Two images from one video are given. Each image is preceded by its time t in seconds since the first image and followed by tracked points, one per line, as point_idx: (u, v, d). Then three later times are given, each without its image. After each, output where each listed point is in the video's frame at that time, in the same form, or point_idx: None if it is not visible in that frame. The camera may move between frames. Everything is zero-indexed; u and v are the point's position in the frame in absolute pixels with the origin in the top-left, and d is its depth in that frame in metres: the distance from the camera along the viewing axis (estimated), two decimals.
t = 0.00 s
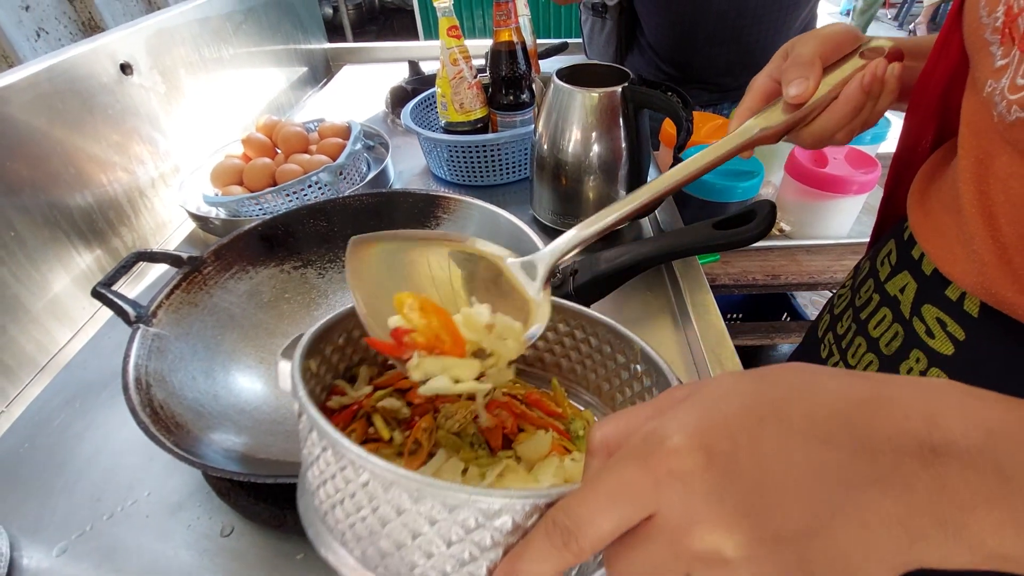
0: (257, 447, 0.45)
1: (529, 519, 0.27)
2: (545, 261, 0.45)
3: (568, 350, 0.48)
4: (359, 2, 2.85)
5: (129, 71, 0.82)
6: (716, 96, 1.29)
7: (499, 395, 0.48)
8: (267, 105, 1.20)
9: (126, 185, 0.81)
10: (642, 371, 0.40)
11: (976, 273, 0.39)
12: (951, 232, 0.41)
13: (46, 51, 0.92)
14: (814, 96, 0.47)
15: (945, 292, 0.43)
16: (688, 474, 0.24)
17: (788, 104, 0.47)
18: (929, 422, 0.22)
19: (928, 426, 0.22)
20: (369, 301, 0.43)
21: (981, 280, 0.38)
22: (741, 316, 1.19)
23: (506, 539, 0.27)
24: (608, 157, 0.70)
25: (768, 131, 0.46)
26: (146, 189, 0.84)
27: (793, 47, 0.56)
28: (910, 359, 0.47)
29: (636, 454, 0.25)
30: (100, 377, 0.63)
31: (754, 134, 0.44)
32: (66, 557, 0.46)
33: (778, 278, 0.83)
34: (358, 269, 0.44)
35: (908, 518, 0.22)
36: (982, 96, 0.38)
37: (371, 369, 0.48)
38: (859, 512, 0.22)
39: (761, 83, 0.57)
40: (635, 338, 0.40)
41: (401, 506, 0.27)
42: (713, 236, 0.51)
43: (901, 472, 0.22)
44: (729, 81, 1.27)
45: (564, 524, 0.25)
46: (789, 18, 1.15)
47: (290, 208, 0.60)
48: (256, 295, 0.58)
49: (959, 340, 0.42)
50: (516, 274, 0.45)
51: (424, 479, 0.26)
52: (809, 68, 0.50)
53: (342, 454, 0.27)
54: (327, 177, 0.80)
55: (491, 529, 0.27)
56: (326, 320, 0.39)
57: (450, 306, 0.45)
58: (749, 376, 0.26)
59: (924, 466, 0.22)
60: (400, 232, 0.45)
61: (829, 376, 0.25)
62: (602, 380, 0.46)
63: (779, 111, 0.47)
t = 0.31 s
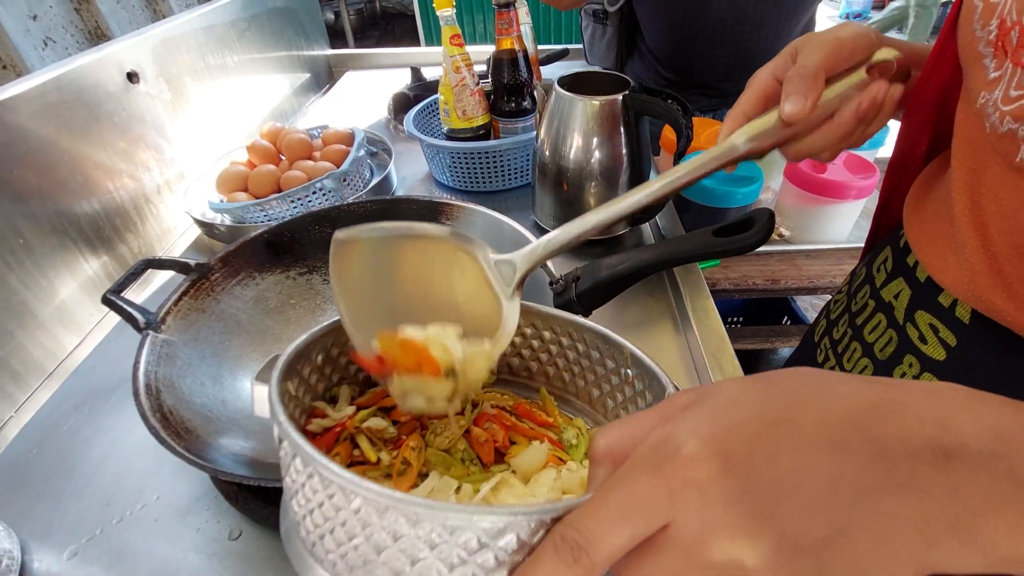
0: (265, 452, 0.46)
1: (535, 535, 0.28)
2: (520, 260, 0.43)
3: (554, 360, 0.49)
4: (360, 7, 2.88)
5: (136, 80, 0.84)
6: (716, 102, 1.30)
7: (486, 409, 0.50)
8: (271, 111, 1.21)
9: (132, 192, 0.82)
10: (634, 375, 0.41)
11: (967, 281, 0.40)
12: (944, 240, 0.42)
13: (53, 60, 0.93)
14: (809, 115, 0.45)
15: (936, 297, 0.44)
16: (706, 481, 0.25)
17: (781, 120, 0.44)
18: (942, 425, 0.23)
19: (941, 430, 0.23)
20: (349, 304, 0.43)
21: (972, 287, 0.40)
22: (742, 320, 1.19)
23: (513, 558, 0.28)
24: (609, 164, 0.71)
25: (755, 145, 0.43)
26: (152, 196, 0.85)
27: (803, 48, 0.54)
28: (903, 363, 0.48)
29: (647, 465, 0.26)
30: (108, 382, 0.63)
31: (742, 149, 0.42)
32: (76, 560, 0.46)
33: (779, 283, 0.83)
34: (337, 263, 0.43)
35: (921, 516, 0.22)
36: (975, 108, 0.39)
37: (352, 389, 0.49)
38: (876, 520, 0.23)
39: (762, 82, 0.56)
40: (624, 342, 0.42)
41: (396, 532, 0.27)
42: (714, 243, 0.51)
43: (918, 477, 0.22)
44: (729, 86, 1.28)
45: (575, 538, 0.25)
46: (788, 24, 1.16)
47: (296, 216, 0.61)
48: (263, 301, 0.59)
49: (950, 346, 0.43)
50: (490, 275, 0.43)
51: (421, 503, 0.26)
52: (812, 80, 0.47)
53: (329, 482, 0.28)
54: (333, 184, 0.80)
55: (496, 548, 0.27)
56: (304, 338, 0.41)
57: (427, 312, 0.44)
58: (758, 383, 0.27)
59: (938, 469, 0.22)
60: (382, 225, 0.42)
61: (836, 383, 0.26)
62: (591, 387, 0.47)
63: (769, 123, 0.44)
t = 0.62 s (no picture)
0: (272, 447, 0.46)
1: (548, 443, 0.28)
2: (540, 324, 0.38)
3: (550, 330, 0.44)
4: (360, 8, 2.88)
5: (139, 80, 0.84)
6: (716, 101, 1.31)
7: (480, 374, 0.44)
8: (273, 111, 1.22)
9: (136, 192, 0.82)
10: (633, 336, 0.38)
11: (963, 280, 0.40)
12: (941, 240, 0.43)
13: (57, 60, 0.94)
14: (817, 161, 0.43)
15: (936, 297, 0.44)
16: (693, 385, 0.26)
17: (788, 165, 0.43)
18: (911, 347, 0.27)
19: (910, 351, 0.27)
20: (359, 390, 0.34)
21: (968, 286, 0.40)
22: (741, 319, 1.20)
23: (527, 465, 0.28)
24: (609, 163, 0.71)
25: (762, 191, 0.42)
26: (156, 195, 0.86)
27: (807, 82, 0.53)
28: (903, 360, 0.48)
29: (644, 361, 0.28)
30: (113, 380, 0.64)
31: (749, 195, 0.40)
32: (83, 556, 0.47)
33: (779, 282, 0.84)
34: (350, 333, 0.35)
35: (893, 434, 0.26)
36: (971, 109, 0.40)
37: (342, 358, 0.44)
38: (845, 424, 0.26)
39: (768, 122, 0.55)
40: (624, 305, 0.38)
41: (426, 444, 0.27)
42: (712, 243, 0.52)
43: (881, 386, 0.26)
44: (729, 86, 1.29)
45: (581, 433, 0.26)
46: (788, 24, 1.17)
47: (300, 216, 0.62)
48: (267, 300, 0.60)
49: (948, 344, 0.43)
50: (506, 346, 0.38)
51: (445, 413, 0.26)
52: (817, 125, 0.45)
53: (364, 402, 0.27)
54: (335, 183, 0.81)
55: (512, 456, 0.27)
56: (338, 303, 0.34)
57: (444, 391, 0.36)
58: (750, 308, 0.29)
59: (903, 381, 0.26)
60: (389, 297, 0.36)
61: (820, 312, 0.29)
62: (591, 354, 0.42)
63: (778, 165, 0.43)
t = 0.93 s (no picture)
0: (272, 453, 0.46)
1: (537, 456, 0.28)
2: (535, 299, 0.39)
3: (570, 316, 0.45)
4: (359, 8, 2.89)
5: (139, 83, 0.84)
6: (715, 102, 1.31)
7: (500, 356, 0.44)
8: (273, 113, 1.22)
9: (136, 195, 0.82)
10: (644, 330, 0.38)
11: (957, 285, 0.41)
12: (937, 244, 0.43)
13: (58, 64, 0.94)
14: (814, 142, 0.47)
15: (928, 300, 0.44)
16: (683, 403, 0.26)
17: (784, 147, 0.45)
18: (910, 367, 0.26)
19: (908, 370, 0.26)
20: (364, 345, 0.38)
21: (962, 290, 0.40)
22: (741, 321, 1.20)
23: (516, 475, 0.28)
24: (609, 166, 0.71)
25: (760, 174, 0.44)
26: (156, 198, 0.86)
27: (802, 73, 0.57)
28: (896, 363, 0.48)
29: (635, 386, 0.27)
30: (115, 384, 0.64)
31: (747, 175, 0.42)
32: (85, 560, 0.47)
33: (778, 284, 0.84)
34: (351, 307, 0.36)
35: (888, 455, 0.26)
36: (966, 115, 0.40)
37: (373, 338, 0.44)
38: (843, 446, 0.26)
39: (765, 108, 0.58)
40: (636, 297, 0.38)
41: (418, 447, 0.27)
42: (711, 247, 0.52)
43: (883, 408, 0.26)
44: (728, 88, 1.29)
45: (570, 453, 0.26)
46: (787, 26, 1.17)
47: (299, 219, 0.62)
48: (267, 304, 0.60)
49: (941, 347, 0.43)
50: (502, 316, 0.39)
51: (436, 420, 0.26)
52: (813, 110, 0.49)
53: (359, 401, 0.28)
54: (335, 186, 0.81)
55: (502, 465, 0.27)
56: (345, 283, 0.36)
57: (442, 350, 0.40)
58: (743, 323, 0.28)
59: (904, 404, 0.26)
60: (397, 270, 0.37)
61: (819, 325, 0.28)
62: (605, 343, 0.43)
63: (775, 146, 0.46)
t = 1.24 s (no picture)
0: (274, 460, 0.47)
1: (536, 508, 0.29)
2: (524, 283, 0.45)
3: (558, 336, 0.50)
4: (360, 11, 2.91)
5: (142, 89, 0.85)
6: (715, 107, 1.32)
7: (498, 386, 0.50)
8: (275, 118, 1.23)
9: (138, 201, 0.83)
10: (632, 350, 0.42)
11: (947, 293, 0.41)
12: (927, 252, 0.44)
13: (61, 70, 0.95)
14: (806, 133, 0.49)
15: (918, 306, 0.45)
16: (683, 459, 0.25)
17: (777, 138, 0.49)
18: (905, 411, 0.24)
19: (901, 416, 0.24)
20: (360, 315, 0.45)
21: (951, 298, 0.41)
22: (741, 324, 1.20)
23: (516, 529, 0.29)
24: (609, 171, 0.72)
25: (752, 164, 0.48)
26: (158, 203, 0.86)
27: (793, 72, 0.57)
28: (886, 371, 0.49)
29: (632, 440, 0.26)
30: (117, 390, 0.65)
31: (738, 166, 0.46)
32: (89, 565, 0.47)
33: (776, 288, 0.84)
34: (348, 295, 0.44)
35: (887, 505, 0.24)
36: (960, 126, 0.41)
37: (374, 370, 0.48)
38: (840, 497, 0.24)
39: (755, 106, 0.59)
40: (622, 319, 0.42)
41: (416, 511, 0.29)
42: (708, 256, 0.52)
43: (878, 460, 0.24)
44: (728, 92, 1.29)
45: (570, 510, 0.27)
46: (787, 30, 1.18)
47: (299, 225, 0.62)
48: (269, 310, 0.60)
49: (930, 354, 0.44)
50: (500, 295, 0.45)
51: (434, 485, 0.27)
52: (803, 101, 0.51)
53: (352, 467, 0.29)
54: (336, 192, 0.82)
55: (501, 521, 0.29)
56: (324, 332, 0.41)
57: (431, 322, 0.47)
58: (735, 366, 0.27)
59: (899, 452, 0.24)
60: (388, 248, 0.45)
61: (813, 367, 0.26)
62: (595, 362, 0.48)
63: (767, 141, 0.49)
